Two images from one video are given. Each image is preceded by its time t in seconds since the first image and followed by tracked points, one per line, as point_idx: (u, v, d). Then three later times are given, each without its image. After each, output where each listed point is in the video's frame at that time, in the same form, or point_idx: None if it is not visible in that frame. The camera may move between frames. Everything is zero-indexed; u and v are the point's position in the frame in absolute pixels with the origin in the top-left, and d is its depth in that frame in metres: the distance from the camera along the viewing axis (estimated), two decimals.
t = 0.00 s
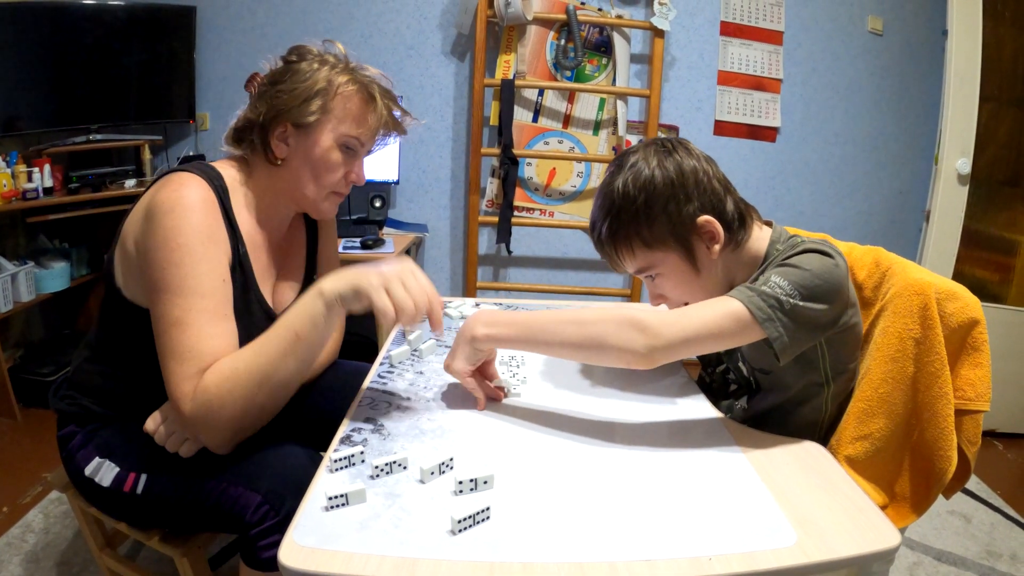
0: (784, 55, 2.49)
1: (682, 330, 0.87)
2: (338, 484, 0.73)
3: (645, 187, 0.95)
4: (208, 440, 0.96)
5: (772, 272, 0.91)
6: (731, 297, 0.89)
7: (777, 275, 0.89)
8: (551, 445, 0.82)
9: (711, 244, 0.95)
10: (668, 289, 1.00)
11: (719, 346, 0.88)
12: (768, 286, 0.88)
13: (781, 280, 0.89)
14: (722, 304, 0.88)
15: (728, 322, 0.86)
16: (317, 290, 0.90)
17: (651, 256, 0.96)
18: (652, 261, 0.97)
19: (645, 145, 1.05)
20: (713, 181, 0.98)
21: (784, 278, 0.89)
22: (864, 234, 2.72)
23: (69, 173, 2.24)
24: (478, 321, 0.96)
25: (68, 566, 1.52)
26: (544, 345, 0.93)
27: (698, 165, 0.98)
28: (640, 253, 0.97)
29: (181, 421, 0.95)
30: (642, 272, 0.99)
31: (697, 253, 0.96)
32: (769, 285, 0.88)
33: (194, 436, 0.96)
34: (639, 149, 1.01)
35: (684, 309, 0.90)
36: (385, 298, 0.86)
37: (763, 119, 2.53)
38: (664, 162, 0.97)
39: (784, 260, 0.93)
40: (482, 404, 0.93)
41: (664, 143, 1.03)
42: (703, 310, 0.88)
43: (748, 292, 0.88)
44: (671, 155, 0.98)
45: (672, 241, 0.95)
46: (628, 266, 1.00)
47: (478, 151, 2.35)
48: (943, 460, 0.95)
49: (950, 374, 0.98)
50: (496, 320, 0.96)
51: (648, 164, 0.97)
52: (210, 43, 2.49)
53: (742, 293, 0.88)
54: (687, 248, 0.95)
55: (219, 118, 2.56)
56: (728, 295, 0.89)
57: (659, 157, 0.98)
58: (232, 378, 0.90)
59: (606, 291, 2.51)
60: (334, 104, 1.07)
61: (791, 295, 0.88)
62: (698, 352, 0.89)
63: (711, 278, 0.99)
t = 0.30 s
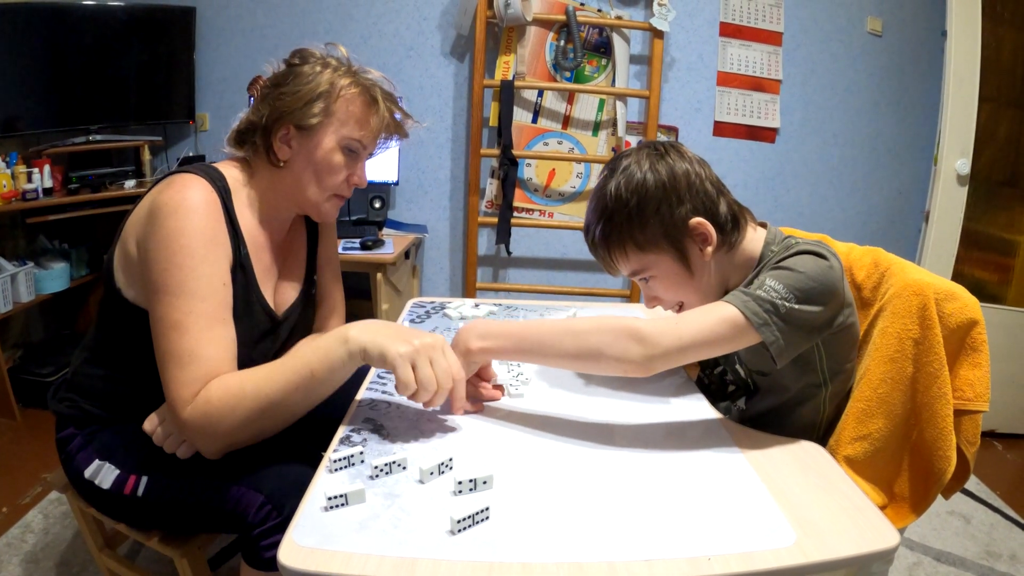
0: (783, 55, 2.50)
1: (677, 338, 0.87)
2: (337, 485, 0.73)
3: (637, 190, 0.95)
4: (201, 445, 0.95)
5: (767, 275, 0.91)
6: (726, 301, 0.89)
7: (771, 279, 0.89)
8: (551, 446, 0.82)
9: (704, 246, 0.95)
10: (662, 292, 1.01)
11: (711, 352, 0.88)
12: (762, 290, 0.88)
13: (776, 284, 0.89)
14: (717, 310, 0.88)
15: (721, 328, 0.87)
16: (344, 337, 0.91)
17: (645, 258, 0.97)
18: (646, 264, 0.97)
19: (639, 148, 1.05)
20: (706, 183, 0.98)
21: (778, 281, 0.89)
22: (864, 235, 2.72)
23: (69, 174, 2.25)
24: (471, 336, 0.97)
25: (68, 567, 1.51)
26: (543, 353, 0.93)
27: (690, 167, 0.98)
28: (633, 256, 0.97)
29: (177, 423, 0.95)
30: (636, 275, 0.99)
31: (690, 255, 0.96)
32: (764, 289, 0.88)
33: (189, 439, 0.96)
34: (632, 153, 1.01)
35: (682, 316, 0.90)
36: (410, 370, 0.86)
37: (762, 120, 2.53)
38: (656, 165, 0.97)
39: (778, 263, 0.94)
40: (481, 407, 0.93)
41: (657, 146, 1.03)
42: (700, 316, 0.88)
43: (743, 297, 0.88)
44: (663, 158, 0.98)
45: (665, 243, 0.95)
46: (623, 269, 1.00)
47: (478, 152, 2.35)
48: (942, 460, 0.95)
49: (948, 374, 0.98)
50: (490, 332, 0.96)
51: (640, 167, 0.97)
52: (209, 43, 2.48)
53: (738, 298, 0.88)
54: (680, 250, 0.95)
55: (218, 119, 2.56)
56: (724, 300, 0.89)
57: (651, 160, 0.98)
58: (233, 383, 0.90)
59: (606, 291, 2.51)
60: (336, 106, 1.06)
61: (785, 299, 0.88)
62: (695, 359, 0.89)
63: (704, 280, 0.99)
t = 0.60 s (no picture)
0: (782, 56, 2.50)
1: (678, 345, 0.88)
2: (336, 485, 0.73)
3: (637, 190, 0.95)
4: (201, 447, 0.95)
5: (767, 278, 0.91)
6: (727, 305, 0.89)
7: (772, 282, 0.90)
8: (550, 447, 0.82)
9: (705, 247, 0.95)
10: (662, 292, 1.00)
11: (712, 357, 0.88)
12: (763, 294, 0.89)
13: (776, 287, 0.89)
14: (718, 315, 0.88)
15: (721, 333, 0.87)
16: (334, 325, 0.89)
17: (645, 259, 0.97)
18: (646, 264, 0.97)
19: (638, 149, 1.05)
20: (707, 184, 0.98)
21: (779, 284, 0.89)
22: (863, 235, 2.73)
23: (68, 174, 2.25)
24: (473, 339, 0.95)
25: (67, 567, 1.51)
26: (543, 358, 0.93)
27: (690, 168, 0.98)
28: (634, 256, 0.97)
29: (176, 426, 0.94)
30: (636, 275, 0.99)
31: (690, 255, 0.96)
32: (764, 292, 0.89)
33: (189, 441, 0.95)
34: (633, 153, 1.01)
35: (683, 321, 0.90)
36: (399, 346, 0.85)
37: (761, 121, 2.53)
38: (657, 166, 0.97)
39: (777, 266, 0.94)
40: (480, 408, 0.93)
41: (657, 147, 1.03)
42: (700, 322, 0.88)
43: (743, 300, 0.89)
44: (664, 159, 0.98)
45: (665, 244, 0.95)
46: (623, 269, 1.00)
47: (477, 153, 2.35)
48: (940, 461, 0.95)
49: (947, 375, 0.98)
50: (492, 339, 0.95)
51: (641, 167, 0.97)
52: (209, 44, 2.48)
53: (738, 302, 0.88)
54: (680, 250, 0.95)
55: (218, 119, 2.55)
56: (725, 304, 0.89)
57: (652, 161, 0.98)
58: (232, 383, 0.90)
59: (605, 292, 2.52)
60: (337, 108, 1.07)
61: (786, 302, 0.88)
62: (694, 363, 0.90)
63: (705, 281, 0.99)
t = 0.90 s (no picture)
0: (782, 57, 2.50)
1: (679, 343, 0.88)
2: (336, 486, 0.73)
3: (641, 188, 0.96)
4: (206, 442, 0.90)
5: (768, 279, 0.91)
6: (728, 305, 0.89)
7: (774, 283, 0.90)
8: (550, 448, 0.82)
9: (708, 246, 0.95)
10: (664, 293, 1.00)
11: (713, 356, 0.88)
12: (765, 294, 0.89)
13: (778, 287, 0.89)
14: (718, 315, 0.88)
15: (723, 331, 0.87)
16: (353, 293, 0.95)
17: (648, 257, 0.96)
18: (649, 263, 0.97)
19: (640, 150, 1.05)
20: (710, 185, 0.99)
21: (781, 285, 0.89)
22: (863, 236, 2.73)
23: (68, 175, 2.25)
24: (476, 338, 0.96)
25: (67, 568, 1.51)
26: (543, 358, 0.93)
27: (693, 168, 0.99)
28: (637, 255, 0.97)
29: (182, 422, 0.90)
30: (638, 275, 0.99)
31: (693, 254, 0.96)
32: (766, 293, 0.89)
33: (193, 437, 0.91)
34: (634, 153, 1.02)
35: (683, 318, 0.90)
36: (423, 270, 1.02)
37: (761, 122, 2.53)
38: (660, 165, 0.97)
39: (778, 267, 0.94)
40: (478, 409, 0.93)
41: (659, 148, 1.03)
42: (700, 320, 0.88)
43: (745, 300, 0.88)
44: (666, 159, 0.99)
45: (669, 242, 0.95)
46: (625, 269, 1.00)
47: (477, 154, 2.35)
48: (939, 461, 0.95)
49: (947, 375, 0.98)
50: (495, 336, 0.96)
51: (644, 167, 0.98)
52: (209, 45, 2.48)
53: (740, 303, 0.88)
54: (683, 249, 0.95)
55: (218, 120, 2.55)
56: (726, 304, 0.89)
57: (655, 160, 0.98)
58: (245, 366, 0.87)
59: (605, 293, 2.51)
60: (334, 110, 1.06)
61: (788, 303, 0.88)
62: (696, 362, 0.89)
63: (707, 281, 0.99)
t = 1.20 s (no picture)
0: (782, 59, 2.50)
1: (679, 347, 0.88)
2: (337, 488, 0.73)
3: (638, 191, 0.96)
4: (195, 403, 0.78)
5: (768, 283, 0.91)
6: (728, 311, 0.89)
7: (773, 287, 0.90)
8: (550, 451, 0.82)
9: (706, 248, 0.95)
10: (663, 297, 1.00)
11: (713, 361, 0.88)
12: (764, 299, 0.89)
13: (777, 291, 0.89)
14: (718, 320, 0.88)
15: (722, 336, 0.87)
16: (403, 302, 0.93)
17: (646, 260, 0.96)
18: (647, 267, 0.97)
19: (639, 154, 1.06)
20: (707, 187, 0.99)
21: (780, 290, 0.89)
22: (863, 237, 2.73)
23: (68, 176, 2.25)
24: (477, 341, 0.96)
25: (67, 569, 1.51)
26: (544, 359, 0.94)
27: (690, 171, 0.99)
28: (635, 258, 0.97)
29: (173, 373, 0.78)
30: (637, 278, 0.99)
31: (691, 257, 0.96)
32: (766, 298, 0.88)
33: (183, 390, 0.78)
34: (633, 157, 1.02)
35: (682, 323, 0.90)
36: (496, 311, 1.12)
37: (761, 123, 2.53)
38: (658, 169, 0.98)
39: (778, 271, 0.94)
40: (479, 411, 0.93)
41: (658, 151, 1.04)
42: (700, 325, 0.88)
43: (745, 306, 0.88)
44: (663, 162, 0.99)
45: (666, 245, 0.95)
46: (624, 273, 1.00)
47: (477, 155, 2.35)
48: (939, 464, 0.95)
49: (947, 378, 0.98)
50: (495, 338, 0.97)
51: (642, 170, 0.98)
52: (209, 46, 2.48)
53: (740, 308, 0.88)
54: (681, 252, 0.95)
55: (219, 122, 2.55)
56: (726, 309, 0.89)
57: (652, 164, 0.98)
58: (259, 321, 0.77)
59: (605, 295, 2.51)
60: (343, 116, 1.06)
61: (788, 307, 0.88)
62: (699, 367, 0.89)
63: (706, 284, 0.98)
